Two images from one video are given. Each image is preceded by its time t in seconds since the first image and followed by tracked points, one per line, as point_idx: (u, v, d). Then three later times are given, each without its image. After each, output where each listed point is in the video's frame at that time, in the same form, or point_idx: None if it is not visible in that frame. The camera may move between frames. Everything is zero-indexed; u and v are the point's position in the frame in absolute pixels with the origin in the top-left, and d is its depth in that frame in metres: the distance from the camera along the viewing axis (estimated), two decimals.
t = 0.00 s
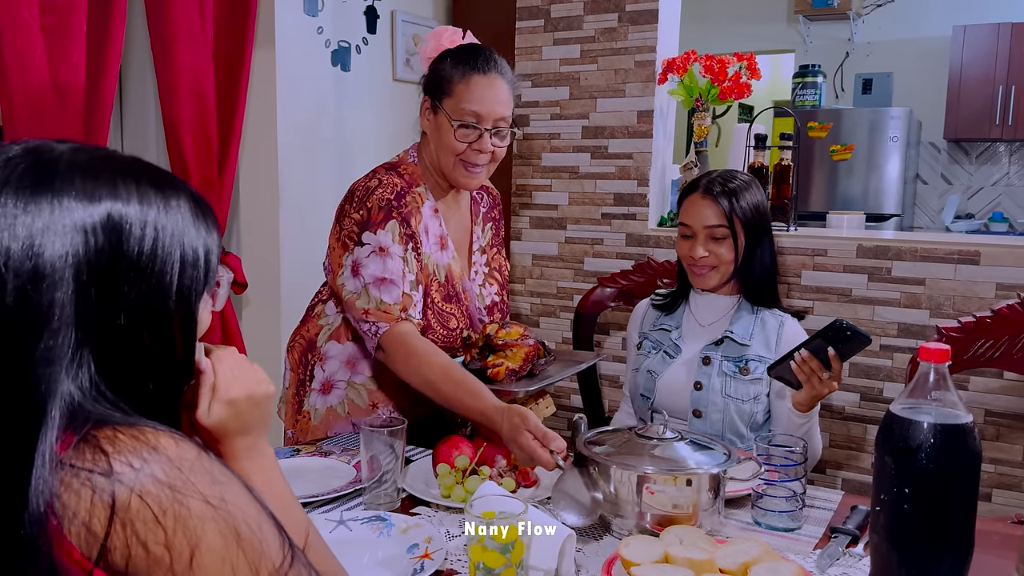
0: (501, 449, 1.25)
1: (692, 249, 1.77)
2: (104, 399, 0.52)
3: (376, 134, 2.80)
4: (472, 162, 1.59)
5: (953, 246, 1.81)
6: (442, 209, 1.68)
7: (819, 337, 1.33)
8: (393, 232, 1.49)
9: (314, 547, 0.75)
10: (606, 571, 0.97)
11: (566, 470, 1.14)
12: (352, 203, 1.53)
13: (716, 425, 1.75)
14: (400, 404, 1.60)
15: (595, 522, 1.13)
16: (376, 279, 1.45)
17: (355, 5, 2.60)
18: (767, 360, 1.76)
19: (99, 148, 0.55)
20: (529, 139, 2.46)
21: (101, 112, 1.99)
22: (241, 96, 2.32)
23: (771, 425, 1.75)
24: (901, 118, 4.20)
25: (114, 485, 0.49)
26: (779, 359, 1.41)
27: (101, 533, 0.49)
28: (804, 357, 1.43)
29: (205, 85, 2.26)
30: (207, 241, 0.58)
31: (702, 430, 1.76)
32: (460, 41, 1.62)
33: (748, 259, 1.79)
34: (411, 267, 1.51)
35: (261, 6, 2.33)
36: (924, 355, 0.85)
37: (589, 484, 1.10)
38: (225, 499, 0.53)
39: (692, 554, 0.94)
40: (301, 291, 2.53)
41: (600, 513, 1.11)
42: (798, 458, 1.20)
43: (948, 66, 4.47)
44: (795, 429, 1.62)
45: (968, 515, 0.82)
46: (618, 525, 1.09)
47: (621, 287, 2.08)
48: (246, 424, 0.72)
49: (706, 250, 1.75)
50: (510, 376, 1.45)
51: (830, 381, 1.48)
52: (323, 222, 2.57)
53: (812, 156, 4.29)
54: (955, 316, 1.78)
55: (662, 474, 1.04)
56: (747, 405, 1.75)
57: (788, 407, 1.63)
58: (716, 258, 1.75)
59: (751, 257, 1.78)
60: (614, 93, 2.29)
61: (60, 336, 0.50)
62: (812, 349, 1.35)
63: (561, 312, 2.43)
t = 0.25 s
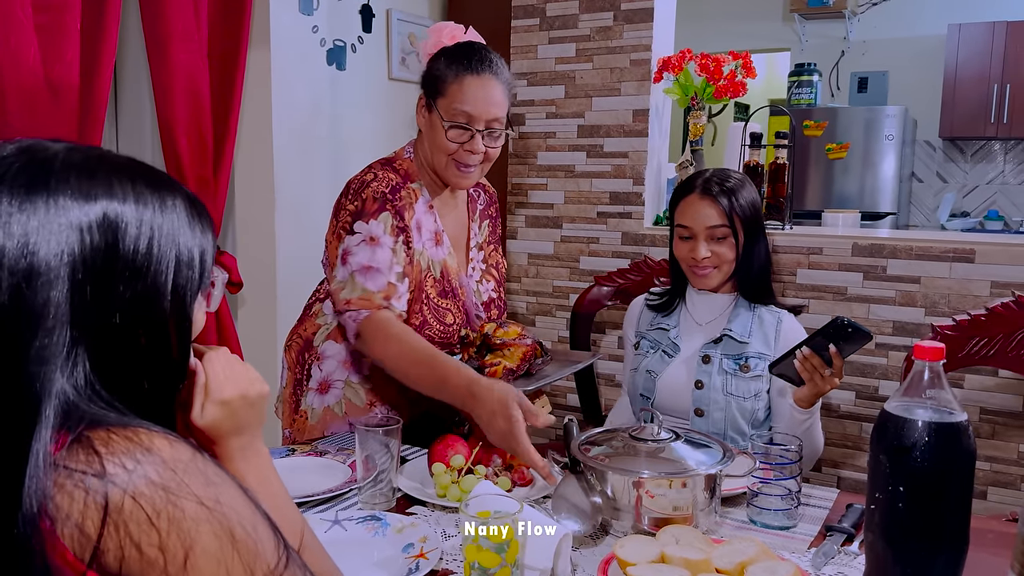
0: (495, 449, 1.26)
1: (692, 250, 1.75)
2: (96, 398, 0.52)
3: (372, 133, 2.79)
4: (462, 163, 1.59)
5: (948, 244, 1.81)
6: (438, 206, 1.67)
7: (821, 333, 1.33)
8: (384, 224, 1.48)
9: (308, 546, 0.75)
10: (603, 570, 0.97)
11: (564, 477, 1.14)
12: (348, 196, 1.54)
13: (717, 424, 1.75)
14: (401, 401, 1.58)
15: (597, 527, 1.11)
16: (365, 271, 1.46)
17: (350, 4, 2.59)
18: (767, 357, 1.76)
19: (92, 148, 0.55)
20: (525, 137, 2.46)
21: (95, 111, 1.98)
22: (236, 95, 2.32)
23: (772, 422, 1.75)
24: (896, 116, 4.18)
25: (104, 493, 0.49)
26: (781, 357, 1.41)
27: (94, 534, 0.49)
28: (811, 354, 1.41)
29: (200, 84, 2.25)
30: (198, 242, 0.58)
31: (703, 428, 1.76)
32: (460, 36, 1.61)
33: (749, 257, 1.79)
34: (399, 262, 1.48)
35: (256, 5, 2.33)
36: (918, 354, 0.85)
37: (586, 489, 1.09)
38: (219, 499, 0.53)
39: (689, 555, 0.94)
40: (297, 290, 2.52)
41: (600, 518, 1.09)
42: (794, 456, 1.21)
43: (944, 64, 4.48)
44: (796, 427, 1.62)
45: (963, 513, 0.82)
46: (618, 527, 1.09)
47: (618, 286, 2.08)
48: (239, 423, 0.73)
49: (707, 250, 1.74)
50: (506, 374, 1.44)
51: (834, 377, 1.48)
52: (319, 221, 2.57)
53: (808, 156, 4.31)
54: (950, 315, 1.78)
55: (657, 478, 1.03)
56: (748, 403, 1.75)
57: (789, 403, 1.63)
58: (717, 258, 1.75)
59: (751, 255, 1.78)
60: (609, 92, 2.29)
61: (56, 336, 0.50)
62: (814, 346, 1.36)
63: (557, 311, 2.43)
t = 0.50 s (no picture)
0: (492, 447, 1.25)
1: (703, 248, 1.72)
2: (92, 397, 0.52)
3: (368, 131, 2.79)
4: (462, 160, 1.60)
5: (944, 242, 1.81)
6: (438, 203, 1.68)
7: (824, 341, 1.34)
8: (351, 229, 1.54)
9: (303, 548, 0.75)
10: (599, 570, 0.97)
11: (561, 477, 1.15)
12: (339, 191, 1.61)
13: (721, 425, 1.76)
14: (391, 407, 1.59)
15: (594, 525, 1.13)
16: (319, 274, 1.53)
17: (345, 2, 2.59)
18: (768, 356, 1.77)
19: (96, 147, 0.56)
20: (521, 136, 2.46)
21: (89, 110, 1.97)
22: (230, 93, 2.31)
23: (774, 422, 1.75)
24: (892, 113, 4.19)
25: (100, 486, 0.49)
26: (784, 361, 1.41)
27: (85, 535, 0.49)
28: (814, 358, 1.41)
29: (195, 82, 2.24)
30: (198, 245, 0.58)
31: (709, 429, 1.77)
32: (466, 33, 1.57)
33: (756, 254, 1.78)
34: (352, 269, 1.54)
35: (251, 3, 2.32)
36: (913, 352, 0.85)
37: (582, 488, 1.09)
38: (212, 500, 0.52)
39: (684, 553, 0.94)
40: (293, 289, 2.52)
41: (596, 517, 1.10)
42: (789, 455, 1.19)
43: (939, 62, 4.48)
44: (799, 428, 1.62)
45: (958, 511, 0.82)
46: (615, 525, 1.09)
47: (614, 285, 2.07)
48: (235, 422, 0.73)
49: (719, 248, 1.72)
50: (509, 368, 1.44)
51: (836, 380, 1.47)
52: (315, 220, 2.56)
53: (804, 153, 4.31)
54: (946, 313, 1.78)
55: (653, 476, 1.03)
56: (751, 402, 1.75)
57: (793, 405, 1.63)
58: (729, 255, 1.73)
59: (757, 253, 1.77)
60: (605, 90, 2.29)
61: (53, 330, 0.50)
62: (818, 352, 1.36)
63: (553, 310, 2.43)
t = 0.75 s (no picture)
0: (488, 446, 1.25)
1: (714, 244, 1.73)
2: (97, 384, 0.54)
3: (364, 130, 2.78)
4: (453, 160, 1.59)
5: (940, 240, 1.81)
6: (436, 202, 1.69)
7: (825, 342, 1.33)
8: (337, 225, 1.56)
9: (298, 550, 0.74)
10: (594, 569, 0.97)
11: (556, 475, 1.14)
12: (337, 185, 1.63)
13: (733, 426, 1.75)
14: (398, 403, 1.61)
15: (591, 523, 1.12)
16: (308, 271, 1.56)
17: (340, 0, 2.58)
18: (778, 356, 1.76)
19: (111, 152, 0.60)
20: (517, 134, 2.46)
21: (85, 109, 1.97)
22: (225, 92, 2.31)
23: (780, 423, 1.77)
24: (888, 112, 4.18)
25: (82, 490, 0.50)
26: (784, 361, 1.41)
27: (68, 543, 0.50)
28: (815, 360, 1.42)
29: (190, 81, 2.23)
30: (198, 250, 0.61)
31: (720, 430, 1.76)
32: (464, 32, 1.59)
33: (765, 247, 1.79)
34: (338, 263, 1.55)
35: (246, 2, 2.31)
36: (908, 349, 0.85)
37: (578, 487, 1.09)
38: (195, 511, 0.54)
39: (680, 552, 0.93)
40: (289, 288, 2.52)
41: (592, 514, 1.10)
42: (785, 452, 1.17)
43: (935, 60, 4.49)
44: (798, 428, 1.63)
45: (953, 510, 0.82)
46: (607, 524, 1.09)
47: (610, 283, 2.07)
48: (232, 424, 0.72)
49: (730, 243, 1.72)
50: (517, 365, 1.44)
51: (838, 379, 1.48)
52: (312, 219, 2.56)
53: (800, 152, 4.32)
54: (942, 310, 1.78)
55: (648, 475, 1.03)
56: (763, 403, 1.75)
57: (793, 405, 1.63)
58: (741, 249, 1.74)
59: (766, 246, 1.78)
60: (601, 89, 2.28)
61: (52, 310, 0.52)
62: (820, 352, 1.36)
63: (550, 309, 2.43)
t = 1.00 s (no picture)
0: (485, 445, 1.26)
1: (719, 246, 1.73)
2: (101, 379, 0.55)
3: (361, 129, 2.78)
4: (450, 159, 1.59)
5: (936, 238, 1.82)
6: (438, 200, 1.68)
7: (825, 342, 1.33)
8: (349, 228, 1.55)
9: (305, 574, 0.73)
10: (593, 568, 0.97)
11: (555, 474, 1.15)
12: (340, 187, 1.63)
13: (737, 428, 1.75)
14: (400, 401, 1.63)
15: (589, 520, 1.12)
16: (320, 276, 1.54)
17: None
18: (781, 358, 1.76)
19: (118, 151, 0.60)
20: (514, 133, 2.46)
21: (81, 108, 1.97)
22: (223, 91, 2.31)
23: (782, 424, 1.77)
24: (886, 110, 4.20)
25: (82, 486, 0.50)
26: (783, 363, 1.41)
27: (60, 534, 0.50)
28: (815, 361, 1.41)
29: (189, 81, 2.23)
30: (204, 249, 0.61)
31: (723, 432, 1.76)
32: (464, 31, 1.60)
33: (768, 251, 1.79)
34: (352, 267, 1.55)
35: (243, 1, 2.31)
36: (906, 348, 0.85)
37: (576, 486, 1.10)
38: (196, 510, 0.54)
39: (678, 550, 0.93)
40: (287, 288, 2.51)
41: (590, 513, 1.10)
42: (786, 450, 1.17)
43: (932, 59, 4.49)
44: (799, 429, 1.62)
45: (951, 508, 0.83)
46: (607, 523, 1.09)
47: (607, 281, 2.08)
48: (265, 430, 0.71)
49: (735, 245, 1.72)
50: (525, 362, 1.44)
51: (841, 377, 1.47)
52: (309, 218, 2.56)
53: (797, 150, 4.33)
54: (939, 309, 1.79)
55: (647, 474, 1.03)
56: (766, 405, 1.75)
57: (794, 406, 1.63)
58: (745, 252, 1.73)
59: (770, 249, 1.78)
60: (598, 87, 2.28)
61: (63, 308, 0.52)
62: (821, 354, 1.36)
63: (547, 308, 2.43)
